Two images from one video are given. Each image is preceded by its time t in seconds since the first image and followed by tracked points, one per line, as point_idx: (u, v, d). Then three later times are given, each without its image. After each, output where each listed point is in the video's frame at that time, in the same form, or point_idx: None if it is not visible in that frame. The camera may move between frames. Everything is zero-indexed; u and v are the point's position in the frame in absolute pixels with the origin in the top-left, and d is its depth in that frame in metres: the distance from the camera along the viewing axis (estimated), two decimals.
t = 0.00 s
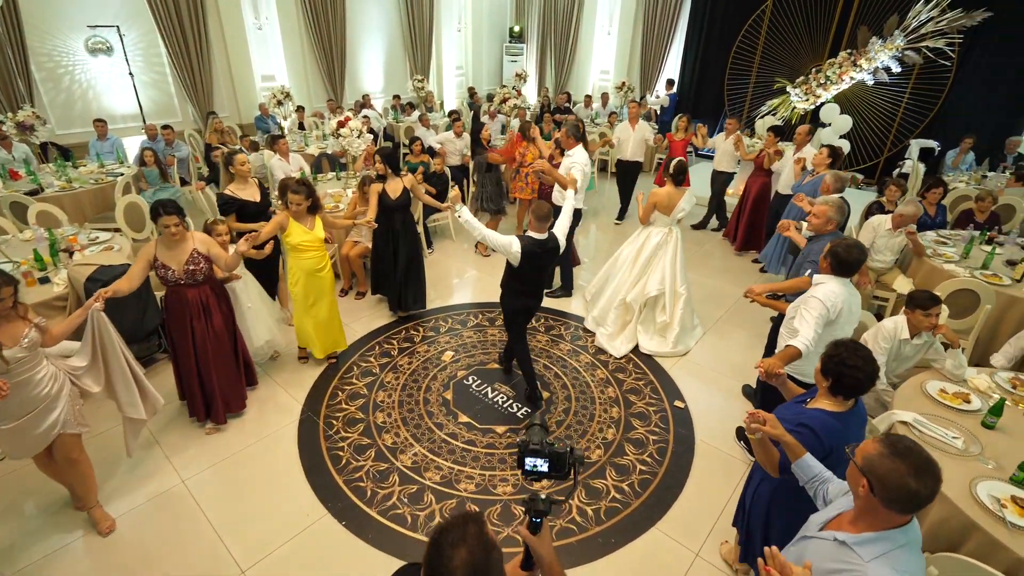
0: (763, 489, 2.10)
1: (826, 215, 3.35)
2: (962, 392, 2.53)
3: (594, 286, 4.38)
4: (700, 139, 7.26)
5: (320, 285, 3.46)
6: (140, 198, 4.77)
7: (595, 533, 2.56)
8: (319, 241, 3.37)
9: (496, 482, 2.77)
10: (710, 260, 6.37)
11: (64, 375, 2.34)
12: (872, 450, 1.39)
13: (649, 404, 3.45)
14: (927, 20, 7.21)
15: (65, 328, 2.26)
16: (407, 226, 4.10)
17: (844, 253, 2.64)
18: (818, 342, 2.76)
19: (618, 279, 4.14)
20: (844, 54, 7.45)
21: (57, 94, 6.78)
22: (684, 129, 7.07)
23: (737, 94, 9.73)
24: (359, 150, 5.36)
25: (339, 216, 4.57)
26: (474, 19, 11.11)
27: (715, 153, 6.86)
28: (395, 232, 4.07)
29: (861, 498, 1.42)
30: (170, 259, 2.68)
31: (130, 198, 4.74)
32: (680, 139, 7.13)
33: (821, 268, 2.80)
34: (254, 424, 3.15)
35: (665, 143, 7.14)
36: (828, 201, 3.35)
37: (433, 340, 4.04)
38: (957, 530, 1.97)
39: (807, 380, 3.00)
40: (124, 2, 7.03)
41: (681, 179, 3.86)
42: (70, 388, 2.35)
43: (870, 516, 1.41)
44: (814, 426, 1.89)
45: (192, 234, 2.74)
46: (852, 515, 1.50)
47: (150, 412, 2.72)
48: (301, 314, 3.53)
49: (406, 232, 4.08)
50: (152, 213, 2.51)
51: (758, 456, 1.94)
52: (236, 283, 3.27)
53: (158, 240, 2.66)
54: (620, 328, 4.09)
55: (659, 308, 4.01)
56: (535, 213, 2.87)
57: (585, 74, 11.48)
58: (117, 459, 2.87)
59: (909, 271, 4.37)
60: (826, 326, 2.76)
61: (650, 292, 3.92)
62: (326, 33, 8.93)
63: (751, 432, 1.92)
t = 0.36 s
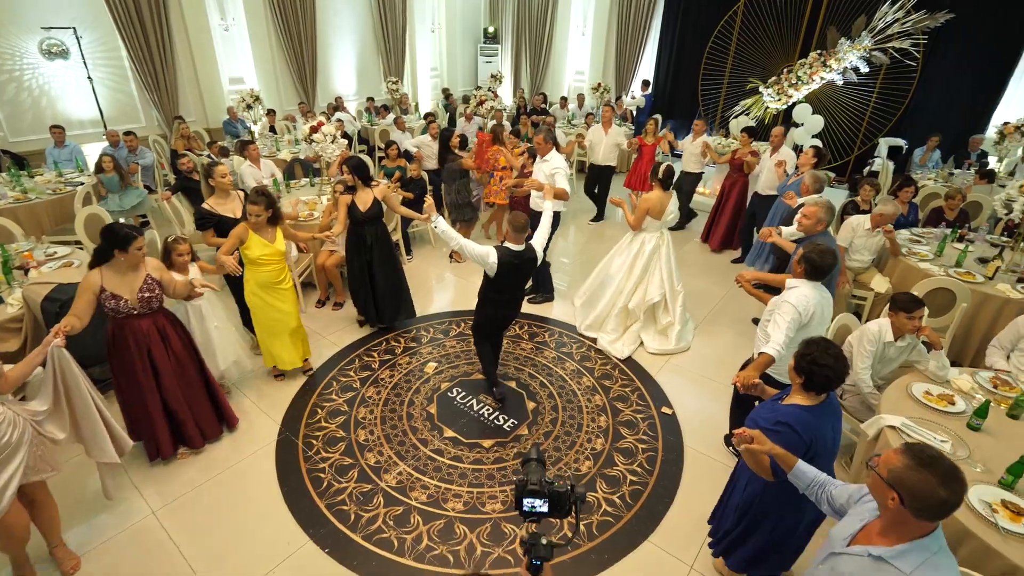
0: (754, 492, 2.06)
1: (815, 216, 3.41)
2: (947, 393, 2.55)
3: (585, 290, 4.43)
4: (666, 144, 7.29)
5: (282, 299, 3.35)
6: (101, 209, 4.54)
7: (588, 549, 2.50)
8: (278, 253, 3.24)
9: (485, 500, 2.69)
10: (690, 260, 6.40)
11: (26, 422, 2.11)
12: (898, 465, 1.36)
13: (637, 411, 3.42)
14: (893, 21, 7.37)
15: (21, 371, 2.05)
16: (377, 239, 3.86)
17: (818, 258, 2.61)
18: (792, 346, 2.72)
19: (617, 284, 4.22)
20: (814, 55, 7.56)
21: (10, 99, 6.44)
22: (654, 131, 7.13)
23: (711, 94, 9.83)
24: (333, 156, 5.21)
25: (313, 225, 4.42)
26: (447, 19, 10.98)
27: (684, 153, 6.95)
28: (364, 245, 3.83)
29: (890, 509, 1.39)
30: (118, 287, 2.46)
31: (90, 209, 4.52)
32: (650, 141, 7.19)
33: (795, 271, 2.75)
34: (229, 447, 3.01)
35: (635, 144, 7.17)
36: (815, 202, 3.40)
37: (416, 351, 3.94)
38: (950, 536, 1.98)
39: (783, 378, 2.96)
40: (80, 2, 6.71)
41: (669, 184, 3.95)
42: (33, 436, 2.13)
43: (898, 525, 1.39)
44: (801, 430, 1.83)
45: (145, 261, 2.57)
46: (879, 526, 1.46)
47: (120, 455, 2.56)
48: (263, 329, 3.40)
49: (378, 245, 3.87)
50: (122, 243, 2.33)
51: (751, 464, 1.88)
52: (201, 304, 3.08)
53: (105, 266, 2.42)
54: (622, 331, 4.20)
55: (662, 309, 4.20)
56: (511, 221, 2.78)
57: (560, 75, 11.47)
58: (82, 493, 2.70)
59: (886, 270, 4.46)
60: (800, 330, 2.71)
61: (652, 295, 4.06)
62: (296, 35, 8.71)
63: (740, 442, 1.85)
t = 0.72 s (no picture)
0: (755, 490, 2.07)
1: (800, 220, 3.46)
2: (931, 394, 2.57)
3: (580, 295, 4.45)
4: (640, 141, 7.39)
5: (247, 311, 3.21)
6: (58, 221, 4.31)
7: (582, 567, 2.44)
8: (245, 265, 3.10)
9: (474, 518, 2.61)
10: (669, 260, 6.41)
11: None
12: (950, 487, 1.37)
13: (624, 418, 3.37)
14: (859, 22, 7.53)
15: None
16: (342, 250, 3.70)
17: (812, 252, 2.75)
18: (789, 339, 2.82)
19: (610, 289, 4.17)
20: (784, 55, 7.67)
21: None
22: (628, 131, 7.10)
23: (684, 94, 9.91)
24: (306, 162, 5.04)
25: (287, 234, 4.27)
26: (419, 20, 10.83)
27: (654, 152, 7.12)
28: (329, 257, 3.64)
29: (939, 532, 1.41)
30: (47, 323, 2.24)
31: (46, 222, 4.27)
32: (624, 141, 7.17)
33: (788, 266, 2.86)
34: (203, 473, 2.86)
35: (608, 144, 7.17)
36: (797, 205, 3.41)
37: (397, 362, 3.83)
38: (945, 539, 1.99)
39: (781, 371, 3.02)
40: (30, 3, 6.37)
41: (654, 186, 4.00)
42: None
43: (946, 548, 1.42)
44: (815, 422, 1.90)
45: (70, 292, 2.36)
46: (921, 548, 1.49)
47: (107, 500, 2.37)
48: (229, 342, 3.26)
49: (345, 256, 3.72)
50: (55, 275, 2.14)
51: (772, 461, 1.91)
52: (152, 321, 2.87)
53: (26, 303, 2.19)
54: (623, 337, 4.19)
55: (659, 308, 4.21)
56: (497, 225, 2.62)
57: (534, 76, 11.43)
58: (43, 530, 2.53)
59: (862, 268, 4.53)
60: (796, 322, 2.81)
61: (649, 297, 4.09)
62: (263, 36, 8.46)
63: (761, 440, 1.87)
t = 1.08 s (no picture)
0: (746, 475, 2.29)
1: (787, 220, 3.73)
2: (917, 393, 2.59)
3: (563, 299, 4.37)
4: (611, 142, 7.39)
5: (213, 325, 3.05)
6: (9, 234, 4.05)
7: None
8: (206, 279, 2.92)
9: (464, 537, 2.53)
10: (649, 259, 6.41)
11: None
12: (972, 474, 1.43)
13: (613, 425, 3.33)
14: (826, 22, 7.68)
15: None
16: (303, 262, 3.45)
17: (802, 247, 2.85)
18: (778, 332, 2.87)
19: (593, 293, 4.13)
20: (755, 54, 7.77)
21: None
22: (599, 132, 7.09)
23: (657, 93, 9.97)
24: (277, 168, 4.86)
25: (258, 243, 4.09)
26: (390, 20, 10.62)
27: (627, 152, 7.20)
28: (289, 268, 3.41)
29: (957, 514, 1.48)
30: None
31: None
32: (594, 141, 7.14)
33: (776, 260, 2.95)
34: (175, 500, 2.70)
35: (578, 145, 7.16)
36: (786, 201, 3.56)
37: (378, 374, 3.71)
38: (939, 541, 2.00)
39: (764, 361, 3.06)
40: None
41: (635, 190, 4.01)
42: None
43: (959, 526, 1.50)
44: (798, 413, 2.07)
45: None
46: (933, 526, 1.58)
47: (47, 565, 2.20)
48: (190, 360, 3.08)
49: (305, 268, 3.47)
50: None
51: (765, 452, 2.05)
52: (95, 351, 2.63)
53: None
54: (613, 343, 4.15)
55: (644, 310, 4.23)
56: (497, 229, 2.49)
57: (508, 75, 11.34)
58: None
59: (839, 265, 4.59)
60: (785, 316, 2.88)
61: (633, 300, 4.08)
62: (227, 36, 8.17)
63: (759, 433, 2.01)
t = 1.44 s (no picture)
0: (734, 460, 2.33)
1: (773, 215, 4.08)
2: (907, 393, 2.60)
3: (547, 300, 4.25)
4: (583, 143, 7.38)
5: (168, 354, 2.80)
6: None
7: None
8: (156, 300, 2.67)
9: (457, 559, 2.43)
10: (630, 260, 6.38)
11: None
12: (963, 449, 1.48)
13: (603, 432, 3.27)
14: (796, 22, 7.80)
15: None
16: (270, 275, 3.25)
17: (786, 244, 2.94)
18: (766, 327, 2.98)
19: (576, 294, 4.11)
20: (727, 53, 7.83)
21: None
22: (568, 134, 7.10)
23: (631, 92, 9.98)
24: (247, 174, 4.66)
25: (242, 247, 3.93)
26: (360, 19, 10.37)
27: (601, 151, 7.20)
28: (258, 286, 3.23)
29: (951, 488, 1.53)
30: None
31: None
32: (564, 143, 7.18)
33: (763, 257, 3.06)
34: (146, 532, 2.53)
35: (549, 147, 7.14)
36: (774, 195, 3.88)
37: (360, 388, 3.56)
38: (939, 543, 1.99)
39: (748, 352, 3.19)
40: None
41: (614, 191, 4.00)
42: None
43: (951, 498, 1.56)
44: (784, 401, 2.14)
45: None
46: (927, 499, 1.65)
47: None
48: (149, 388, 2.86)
49: (273, 285, 3.28)
50: None
51: (751, 439, 2.14)
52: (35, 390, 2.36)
53: None
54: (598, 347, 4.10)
55: (626, 313, 4.18)
56: (494, 233, 2.47)
57: (482, 76, 11.20)
58: None
59: (818, 263, 4.64)
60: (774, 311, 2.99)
61: (616, 302, 4.05)
62: (189, 36, 7.84)
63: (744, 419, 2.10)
